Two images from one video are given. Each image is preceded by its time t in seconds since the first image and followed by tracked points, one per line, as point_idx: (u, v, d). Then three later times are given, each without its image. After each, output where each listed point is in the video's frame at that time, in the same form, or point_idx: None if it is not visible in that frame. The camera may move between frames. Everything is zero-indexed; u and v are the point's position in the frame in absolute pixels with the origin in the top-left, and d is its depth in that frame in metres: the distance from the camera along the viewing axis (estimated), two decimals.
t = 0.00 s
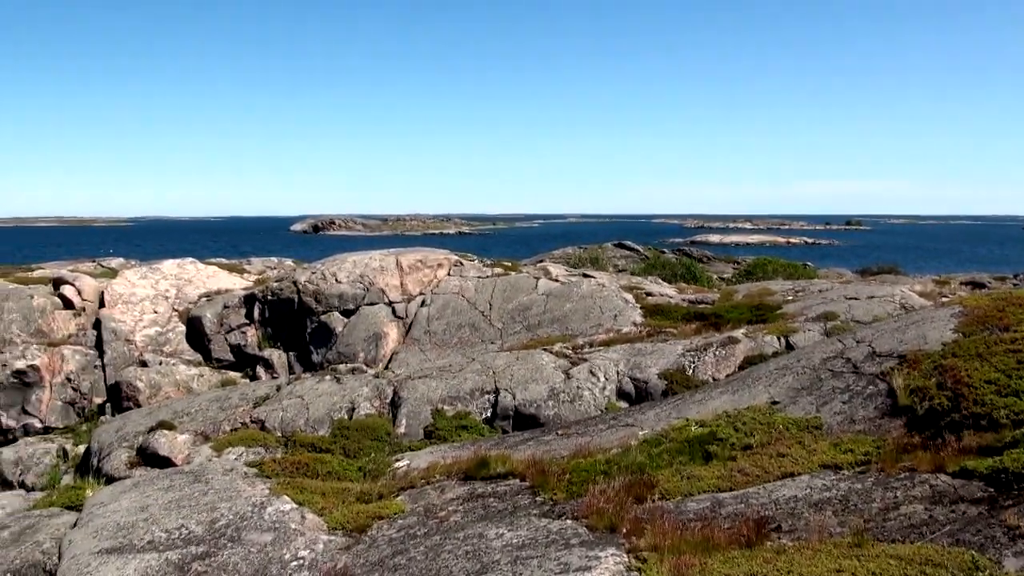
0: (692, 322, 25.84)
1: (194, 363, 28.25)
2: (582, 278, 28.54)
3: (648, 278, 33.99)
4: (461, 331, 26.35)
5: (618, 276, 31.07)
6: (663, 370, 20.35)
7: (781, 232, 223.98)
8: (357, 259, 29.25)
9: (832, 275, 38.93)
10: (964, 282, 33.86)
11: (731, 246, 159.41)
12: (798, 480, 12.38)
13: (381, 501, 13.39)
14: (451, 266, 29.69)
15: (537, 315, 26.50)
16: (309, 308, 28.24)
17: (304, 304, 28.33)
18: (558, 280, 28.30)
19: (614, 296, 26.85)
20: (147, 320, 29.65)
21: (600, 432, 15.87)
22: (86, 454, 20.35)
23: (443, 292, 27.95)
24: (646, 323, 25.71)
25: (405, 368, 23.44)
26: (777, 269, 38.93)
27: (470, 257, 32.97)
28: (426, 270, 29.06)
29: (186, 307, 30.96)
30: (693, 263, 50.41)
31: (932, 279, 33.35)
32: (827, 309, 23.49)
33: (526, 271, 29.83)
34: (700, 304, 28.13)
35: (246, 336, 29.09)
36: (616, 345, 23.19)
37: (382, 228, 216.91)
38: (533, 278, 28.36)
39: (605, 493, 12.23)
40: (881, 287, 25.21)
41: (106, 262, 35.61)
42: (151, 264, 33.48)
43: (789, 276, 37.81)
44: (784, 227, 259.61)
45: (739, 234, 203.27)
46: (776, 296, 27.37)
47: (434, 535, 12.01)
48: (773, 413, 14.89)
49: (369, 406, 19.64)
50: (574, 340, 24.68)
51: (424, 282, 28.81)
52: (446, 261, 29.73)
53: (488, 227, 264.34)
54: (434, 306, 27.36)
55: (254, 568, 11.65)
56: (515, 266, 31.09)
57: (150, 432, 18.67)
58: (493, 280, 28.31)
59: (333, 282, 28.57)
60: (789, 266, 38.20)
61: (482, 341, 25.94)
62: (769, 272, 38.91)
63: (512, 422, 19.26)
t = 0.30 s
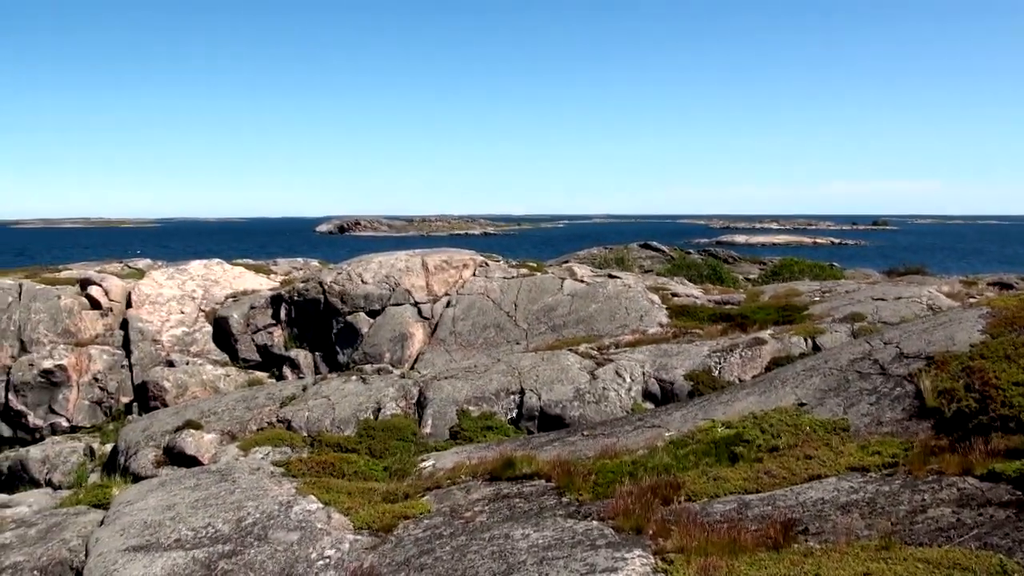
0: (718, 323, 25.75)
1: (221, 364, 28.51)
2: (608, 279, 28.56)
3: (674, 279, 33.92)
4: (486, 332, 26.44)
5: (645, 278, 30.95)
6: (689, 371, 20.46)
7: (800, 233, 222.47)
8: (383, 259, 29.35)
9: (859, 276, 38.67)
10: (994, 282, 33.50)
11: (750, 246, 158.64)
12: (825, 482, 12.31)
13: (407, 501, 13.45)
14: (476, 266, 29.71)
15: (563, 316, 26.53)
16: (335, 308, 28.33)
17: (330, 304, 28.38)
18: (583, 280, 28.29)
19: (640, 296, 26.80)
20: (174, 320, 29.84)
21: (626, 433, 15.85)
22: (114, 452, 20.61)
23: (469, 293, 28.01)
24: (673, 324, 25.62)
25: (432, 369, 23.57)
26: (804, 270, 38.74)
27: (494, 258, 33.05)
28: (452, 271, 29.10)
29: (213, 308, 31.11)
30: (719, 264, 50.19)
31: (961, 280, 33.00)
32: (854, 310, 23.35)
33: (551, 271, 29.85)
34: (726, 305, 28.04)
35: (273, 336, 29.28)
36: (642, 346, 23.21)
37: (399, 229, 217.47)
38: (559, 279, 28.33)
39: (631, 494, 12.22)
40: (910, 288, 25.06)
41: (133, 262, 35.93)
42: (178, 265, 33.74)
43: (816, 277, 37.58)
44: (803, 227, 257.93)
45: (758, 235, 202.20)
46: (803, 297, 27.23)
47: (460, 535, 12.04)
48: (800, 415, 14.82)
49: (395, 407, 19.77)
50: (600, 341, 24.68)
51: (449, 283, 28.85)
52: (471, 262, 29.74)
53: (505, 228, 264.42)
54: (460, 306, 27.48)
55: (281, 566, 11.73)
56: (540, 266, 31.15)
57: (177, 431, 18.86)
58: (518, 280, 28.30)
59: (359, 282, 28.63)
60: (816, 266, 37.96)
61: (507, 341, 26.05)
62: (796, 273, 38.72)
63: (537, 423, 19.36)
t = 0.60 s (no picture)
0: (742, 325, 25.64)
1: (245, 362, 28.73)
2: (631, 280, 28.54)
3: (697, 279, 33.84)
4: (509, 332, 26.50)
5: (668, 278, 30.90)
6: (713, 373, 20.51)
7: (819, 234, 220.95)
8: (407, 259, 29.46)
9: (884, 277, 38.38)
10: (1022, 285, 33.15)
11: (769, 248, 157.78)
12: (849, 486, 12.22)
13: (430, 501, 13.50)
14: (499, 266, 29.73)
15: (586, 316, 26.52)
16: (359, 308, 28.49)
17: (354, 304, 28.59)
18: (607, 281, 28.26)
19: (664, 297, 26.76)
20: (198, 319, 30.05)
21: (650, 434, 15.80)
22: (138, 450, 20.88)
23: (492, 293, 28.05)
24: (697, 325, 25.53)
25: (455, 369, 23.65)
26: (829, 271, 38.53)
27: (515, 259, 33.09)
28: (475, 271, 29.15)
29: (237, 307, 31.35)
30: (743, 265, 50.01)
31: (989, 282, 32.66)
32: (878, 312, 23.23)
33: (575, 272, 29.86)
34: (750, 306, 27.93)
35: (297, 336, 29.49)
36: (666, 347, 23.23)
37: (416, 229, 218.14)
38: (582, 279, 28.34)
39: (655, 496, 12.21)
40: (935, 290, 24.89)
41: (158, 262, 36.27)
42: (202, 264, 34.00)
43: (841, 279, 37.37)
44: (822, 229, 256.13)
45: (776, 236, 201.01)
46: (828, 299, 27.10)
47: (483, 535, 12.06)
48: (824, 417, 14.73)
49: (418, 406, 19.85)
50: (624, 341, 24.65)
51: (473, 283, 28.90)
52: (494, 262, 29.76)
53: (522, 228, 264.72)
54: (483, 306, 27.50)
55: (304, 565, 11.78)
56: (563, 267, 31.19)
57: (201, 429, 19.04)
58: (541, 281, 28.31)
59: (383, 282, 28.71)
60: (841, 268, 37.76)
61: (530, 342, 26.11)
62: (820, 274, 38.54)
63: (560, 424, 19.43)
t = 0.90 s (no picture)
0: (765, 326, 25.48)
1: (268, 360, 28.91)
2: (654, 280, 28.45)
3: (720, 280, 33.70)
4: (531, 332, 26.51)
5: (691, 279, 30.79)
6: (735, 374, 20.49)
7: (838, 235, 219.18)
8: (429, 259, 29.53)
9: (909, 279, 37.97)
10: None
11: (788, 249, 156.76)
12: (873, 489, 12.11)
13: (451, 500, 13.52)
14: (521, 266, 29.70)
15: (609, 317, 26.47)
16: (381, 307, 28.59)
17: (377, 303, 28.66)
18: (629, 281, 28.18)
19: (687, 298, 26.66)
20: (221, 317, 30.33)
21: (671, 435, 15.72)
22: (161, 446, 21.10)
23: (514, 293, 28.05)
24: (720, 326, 25.42)
25: (477, 368, 23.68)
26: (853, 271, 38.01)
27: (536, 258, 33.07)
28: (497, 271, 29.14)
29: (260, 305, 31.67)
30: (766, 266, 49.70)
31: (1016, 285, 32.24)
32: (901, 314, 23.06)
33: (597, 272, 29.80)
34: (774, 307, 27.77)
35: (319, 334, 29.65)
36: (689, 348, 23.17)
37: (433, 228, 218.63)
38: (605, 279, 28.29)
39: (677, 497, 12.17)
40: (960, 293, 24.66)
41: (181, 260, 36.59)
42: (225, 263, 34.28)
43: (865, 281, 37.08)
44: (841, 230, 253.94)
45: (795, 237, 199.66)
46: (851, 300, 26.90)
47: (505, 535, 12.06)
48: (848, 420, 14.61)
49: (440, 405, 19.90)
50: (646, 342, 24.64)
51: (495, 283, 28.90)
52: (516, 262, 29.72)
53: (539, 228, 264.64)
54: (505, 306, 27.51)
55: (325, 563, 11.82)
56: (585, 267, 31.14)
57: (224, 427, 19.17)
58: (564, 281, 28.27)
59: (406, 282, 28.84)
60: (865, 270, 37.46)
61: (552, 342, 26.11)
62: (844, 276, 38.25)
63: (582, 424, 19.49)
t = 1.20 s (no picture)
0: (789, 326, 25.33)
1: (292, 358, 29.12)
2: (677, 280, 28.34)
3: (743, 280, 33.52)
4: (554, 331, 26.51)
5: (714, 278, 30.66)
6: (758, 375, 20.39)
7: (859, 235, 217.22)
8: (452, 257, 29.60)
9: (932, 280, 37.57)
10: None
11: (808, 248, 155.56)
12: (897, 491, 12.01)
13: (474, 499, 13.56)
14: (544, 265, 29.68)
15: (632, 316, 26.41)
16: (405, 305, 28.69)
17: (400, 302, 28.77)
18: (653, 281, 28.09)
19: (710, 298, 26.55)
20: (245, 315, 30.57)
21: (694, 436, 15.67)
22: (185, 442, 21.32)
23: (537, 291, 28.05)
24: (744, 326, 25.31)
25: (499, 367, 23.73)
26: (877, 272, 37.88)
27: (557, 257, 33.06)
28: (520, 269, 29.13)
29: (284, 303, 31.86)
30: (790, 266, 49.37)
31: None
32: (926, 314, 22.84)
33: (620, 271, 29.71)
34: (798, 307, 27.60)
35: (342, 332, 29.81)
36: (712, 348, 23.07)
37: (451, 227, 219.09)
38: (628, 279, 28.23)
39: (699, 498, 12.13)
40: (986, 294, 24.37)
41: (205, 258, 36.91)
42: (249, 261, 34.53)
43: (889, 281, 36.78)
44: (861, 230, 251.58)
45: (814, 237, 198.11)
46: (876, 300, 26.67)
47: (526, 534, 12.07)
48: (872, 421, 14.47)
49: (463, 404, 19.96)
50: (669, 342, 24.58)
51: (518, 282, 28.90)
52: (539, 261, 29.71)
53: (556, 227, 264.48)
54: (528, 305, 27.53)
55: (347, 561, 11.89)
56: (608, 266, 31.07)
57: (247, 424, 19.32)
58: (586, 280, 28.25)
59: (429, 281, 28.92)
60: (889, 270, 37.14)
61: (575, 341, 26.09)
62: (868, 276, 37.93)
63: (604, 424, 19.52)
